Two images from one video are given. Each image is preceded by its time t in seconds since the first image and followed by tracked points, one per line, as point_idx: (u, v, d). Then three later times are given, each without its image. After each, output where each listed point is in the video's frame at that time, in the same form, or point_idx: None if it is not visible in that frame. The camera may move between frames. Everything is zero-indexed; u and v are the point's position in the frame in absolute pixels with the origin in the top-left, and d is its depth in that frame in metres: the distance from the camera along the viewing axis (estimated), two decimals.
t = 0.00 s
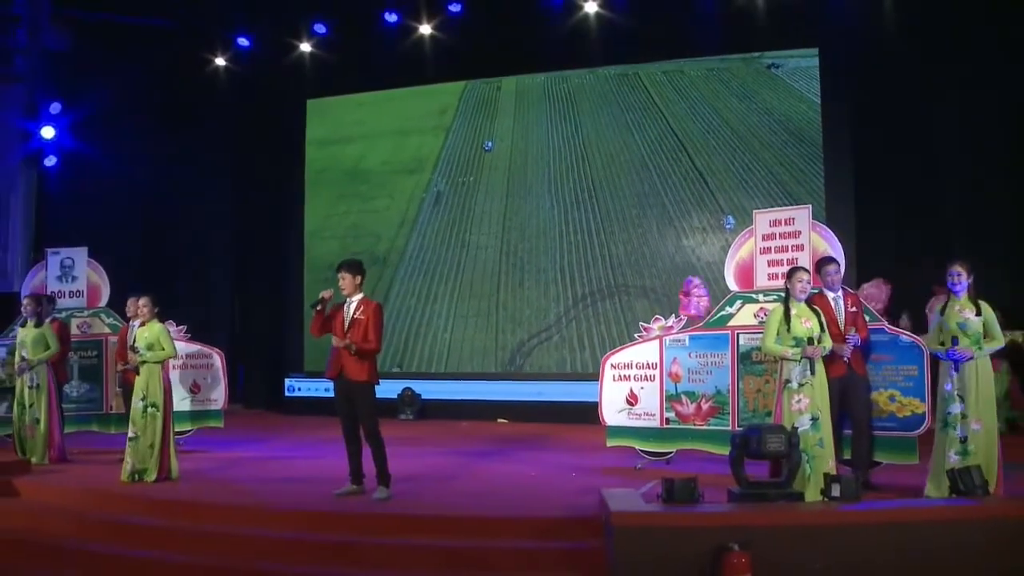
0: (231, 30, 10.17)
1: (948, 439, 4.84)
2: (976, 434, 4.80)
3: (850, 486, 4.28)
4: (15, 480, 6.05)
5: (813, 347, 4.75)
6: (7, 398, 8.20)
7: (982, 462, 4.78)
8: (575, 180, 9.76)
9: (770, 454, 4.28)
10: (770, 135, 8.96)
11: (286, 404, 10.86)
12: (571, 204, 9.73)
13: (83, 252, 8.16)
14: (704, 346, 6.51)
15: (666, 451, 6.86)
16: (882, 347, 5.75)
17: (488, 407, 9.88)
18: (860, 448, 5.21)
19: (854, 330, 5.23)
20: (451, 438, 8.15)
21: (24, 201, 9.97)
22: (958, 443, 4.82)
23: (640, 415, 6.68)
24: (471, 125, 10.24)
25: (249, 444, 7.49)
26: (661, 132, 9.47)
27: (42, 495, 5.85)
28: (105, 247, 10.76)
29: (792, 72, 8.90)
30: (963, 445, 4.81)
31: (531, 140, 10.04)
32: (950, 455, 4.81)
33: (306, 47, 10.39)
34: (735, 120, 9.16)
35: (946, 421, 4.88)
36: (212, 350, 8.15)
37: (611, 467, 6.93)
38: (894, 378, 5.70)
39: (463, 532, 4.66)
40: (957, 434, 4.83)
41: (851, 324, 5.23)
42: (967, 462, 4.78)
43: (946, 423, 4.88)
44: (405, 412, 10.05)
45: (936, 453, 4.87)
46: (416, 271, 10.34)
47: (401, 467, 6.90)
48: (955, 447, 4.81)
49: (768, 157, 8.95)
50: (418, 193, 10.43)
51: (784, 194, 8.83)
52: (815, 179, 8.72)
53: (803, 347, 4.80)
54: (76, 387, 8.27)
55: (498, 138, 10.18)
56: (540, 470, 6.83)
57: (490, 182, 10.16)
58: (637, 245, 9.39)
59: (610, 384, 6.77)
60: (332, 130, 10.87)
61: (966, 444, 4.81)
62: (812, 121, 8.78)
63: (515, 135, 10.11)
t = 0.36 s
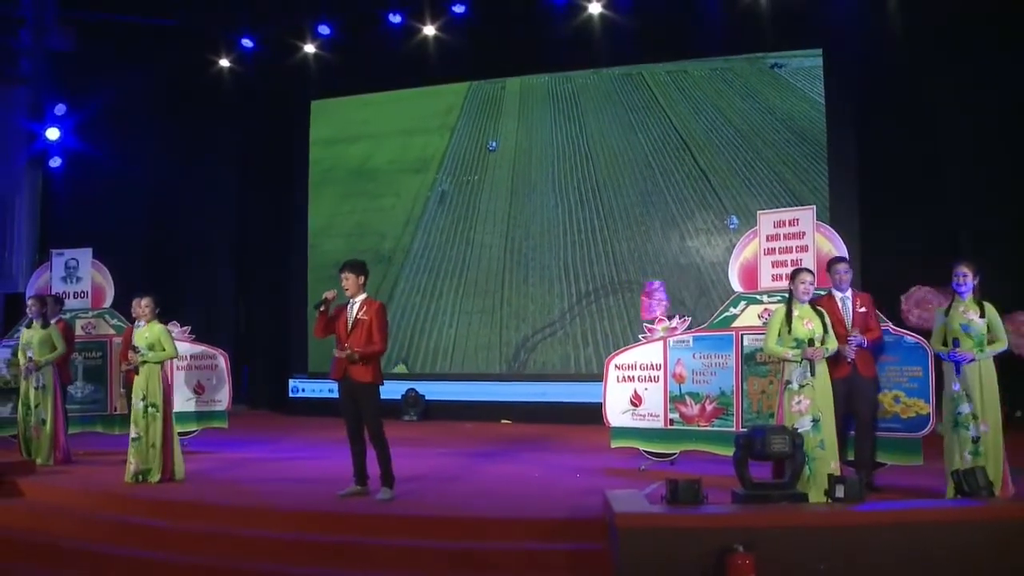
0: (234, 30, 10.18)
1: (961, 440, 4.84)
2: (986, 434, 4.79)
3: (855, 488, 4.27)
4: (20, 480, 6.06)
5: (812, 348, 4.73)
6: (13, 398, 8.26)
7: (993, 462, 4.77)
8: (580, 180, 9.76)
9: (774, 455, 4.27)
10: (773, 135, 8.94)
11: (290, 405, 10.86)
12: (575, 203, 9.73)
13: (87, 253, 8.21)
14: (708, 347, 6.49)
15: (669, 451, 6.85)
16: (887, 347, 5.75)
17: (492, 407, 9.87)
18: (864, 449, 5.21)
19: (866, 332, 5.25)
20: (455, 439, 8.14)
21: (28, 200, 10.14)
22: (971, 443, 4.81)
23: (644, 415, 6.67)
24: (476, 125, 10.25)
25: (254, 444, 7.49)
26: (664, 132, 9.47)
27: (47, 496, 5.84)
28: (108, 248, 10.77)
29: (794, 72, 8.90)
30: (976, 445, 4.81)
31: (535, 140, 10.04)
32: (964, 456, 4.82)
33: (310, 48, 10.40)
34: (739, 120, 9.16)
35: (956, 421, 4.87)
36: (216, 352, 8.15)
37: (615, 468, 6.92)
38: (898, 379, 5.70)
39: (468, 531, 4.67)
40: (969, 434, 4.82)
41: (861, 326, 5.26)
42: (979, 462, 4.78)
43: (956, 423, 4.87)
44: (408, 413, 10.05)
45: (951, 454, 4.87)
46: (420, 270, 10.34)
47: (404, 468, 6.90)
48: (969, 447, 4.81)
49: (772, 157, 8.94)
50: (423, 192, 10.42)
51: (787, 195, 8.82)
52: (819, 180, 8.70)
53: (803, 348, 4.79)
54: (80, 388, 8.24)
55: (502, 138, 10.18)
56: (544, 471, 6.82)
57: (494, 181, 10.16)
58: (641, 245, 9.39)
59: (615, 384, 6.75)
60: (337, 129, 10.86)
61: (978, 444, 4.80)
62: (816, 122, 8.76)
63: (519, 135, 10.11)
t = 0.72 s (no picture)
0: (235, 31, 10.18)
1: (954, 440, 4.87)
2: (983, 436, 4.80)
3: (858, 491, 4.26)
4: (23, 483, 6.06)
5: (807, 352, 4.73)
6: (16, 400, 8.23)
7: (989, 463, 4.79)
8: (582, 181, 9.78)
9: (776, 458, 4.27)
10: (776, 136, 8.95)
11: (292, 406, 10.86)
12: (579, 204, 9.75)
13: (90, 256, 8.24)
14: (710, 349, 6.46)
15: (673, 454, 6.84)
16: (891, 349, 5.74)
17: (496, 409, 9.86)
18: (867, 451, 5.21)
19: (880, 335, 5.21)
20: (457, 440, 8.14)
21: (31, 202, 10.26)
22: (965, 444, 4.84)
23: (647, 418, 6.67)
24: (479, 126, 10.26)
25: (256, 446, 7.49)
26: (666, 134, 9.48)
27: (50, 499, 5.84)
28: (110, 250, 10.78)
29: (796, 73, 8.92)
30: (970, 446, 4.84)
31: (537, 141, 10.06)
32: (959, 457, 4.85)
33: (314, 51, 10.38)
34: (741, 122, 9.17)
35: (951, 422, 4.90)
36: (219, 354, 8.16)
37: (618, 470, 6.91)
38: (901, 382, 5.69)
39: (469, 533, 4.66)
40: (962, 435, 4.85)
41: (875, 329, 5.22)
42: (975, 463, 4.81)
43: (951, 424, 4.89)
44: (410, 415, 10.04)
45: (946, 454, 4.90)
46: (423, 270, 10.35)
47: (407, 470, 6.89)
48: (963, 448, 4.84)
49: (774, 158, 8.95)
50: (426, 192, 10.43)
51: (790, 196, 8.83)
52: (822, 182, 8.70)
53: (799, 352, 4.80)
54: (83, 391, 8.25)
55: (504, 139, 10.20)
56: (547, 474, 6.81)
57: (496, 182, 10.18)
58: (644, 247, 9.40)
59: (617, 387, 6.77)
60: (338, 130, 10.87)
61: (973, 446, 4.83)
62: (817, 122, 8.76)
63: (521, 135, 10.12)
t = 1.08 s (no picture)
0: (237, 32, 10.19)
1: (956, 441, 4.85)
2: (985, 435, 4.80)
3: (860, 491, 4.28)
4: (24, 483, 6.07)
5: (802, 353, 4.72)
6: (19, 401, 8.24)
7: (991, 463, 4.78)
8: (584, 179, 9.90)
9: (778, 459, 4.27)
10: (776, 135, 9.01)
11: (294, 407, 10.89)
12: (581, 202, 9.87)
13: (92, 257, 8.02)
14: (712, 350, 6.45)
15: (675, 454, 6.85)
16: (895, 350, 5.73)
17: (498, 409, 9.88)
18: (872, 453, 5.20)
19: (890, 337, 5.19)
20: (459, 441, 8.15)
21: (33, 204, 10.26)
22: (968, 445, 4.82)
23: (649, 419, 6.67)
24: (482, 125, 10.38)
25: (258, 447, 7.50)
26: (667, 132, 9.57)
27: (52, 499, 5.85)
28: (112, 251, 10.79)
29: (797, 73, 8.95)
30: (973, 447, 4.82)
31: (540, 141, 10.20)
32: (961, 457, 4.82)
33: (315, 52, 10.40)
34: (741, 121, 9.24)
35: (953, 422, 4.89)
36: (221, 355, 8.17)
37: (620, 471, 6.92)
38: (904, 382, 5.69)
39: (471, 537, 4.65)
40: (965, 435, 4.83)
41: (885, 330, 5.21)
42: (977, 463, 4.79)
43: (953, 424, 4.88)
44: (413, 415, 10.05)
45: (946, 454, 4.87)
46: (427, 268, 10.45)
47: (408, 471, 6.90)
48: (965, 448, 4.82)
49: (775, 157, 9.01)
50: (430, 189, 10.54)
51: (791, 195, 8.88)
52: (824, 182, 8.74)
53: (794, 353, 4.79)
54: (85, 391, 8.31)
55: (508, 138, 10.33)
56: (549, 475, 6.82)
57: (500, 181, 10.31)
58: (646, 245, 9.50)
59: (619, 388, 6.75)
60: (342, 130, 10.98)
61: (976, 446, 4.81)
62: (817, 121, 8.81)
63: (524, 135, 10.27)
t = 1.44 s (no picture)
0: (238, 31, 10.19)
1: (960, 443, 4.85)
2: (988, 436, 4.80)
3: (861, 491, 4.29)
4: (26, 484, 6.08)
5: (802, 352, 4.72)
6: (22, 401, 8.24)
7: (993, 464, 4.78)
8: (586, 178, 9.94)
9: (780, 459, 4.26)
10: (777, 135, 9.04)
11: (296, 408, 10.89)
12: (583, 201, 9.92)
13: (95, 256, 8.19)
14: (715, 351, 6.45)
15: (676, 455, 6.85)
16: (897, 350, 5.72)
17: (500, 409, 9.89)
18: (875, 454, 5.20)
19: (894, 337, 5.19)
20: (461, 442, 8.15)
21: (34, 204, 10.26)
22: (971, 446, 4.82)
23: (651, 419, 6.65)
24: (484, 124, 10.40)
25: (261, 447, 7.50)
26: (669, 132, 9.60)
27: (53, 499, 5.85)
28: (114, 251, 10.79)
29: (799, 72, 8.96)
30: (976, 448, 4.81)
31: (542, 140, 10.24)
32: (964, 458, 4.81)
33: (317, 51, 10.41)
34: (743, 120, 9.26)
35: (957, 423, 4.88)
36: (224, 356, 8.17)
37: (622, 471, 6.92)
38: (906, 383, 5.68)
39: (473, 537, 4.65)
40: (969, 436, 4.83)
41: (889, 330, 5.21)
42: (980, 464, 4.78)
43: (958, 426, 4.88)
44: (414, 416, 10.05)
45: (950, 456, 4.87)
46: (430, 266, 10.51)
47: (410, 472, 6.90)
48: (969, 449, 4.81)
49: (776, 157, 9.04)
50: (433, 187, 10.59)
51: (793, 195, 8.90)
52: (824, 181, 8.76)
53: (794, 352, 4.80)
54: (88, 391, 8.30)
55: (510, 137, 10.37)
56: (551, 475, 6.82)
57: (503, 179, 10.36)
58: (647, 244, 9.55)
59: (621, 388, 6.74)
60: (346, 129, 11.02)
61: (979, 447, 4.81)
62: (818, 119, 8.83)
63: (526, 133, 10.31)
